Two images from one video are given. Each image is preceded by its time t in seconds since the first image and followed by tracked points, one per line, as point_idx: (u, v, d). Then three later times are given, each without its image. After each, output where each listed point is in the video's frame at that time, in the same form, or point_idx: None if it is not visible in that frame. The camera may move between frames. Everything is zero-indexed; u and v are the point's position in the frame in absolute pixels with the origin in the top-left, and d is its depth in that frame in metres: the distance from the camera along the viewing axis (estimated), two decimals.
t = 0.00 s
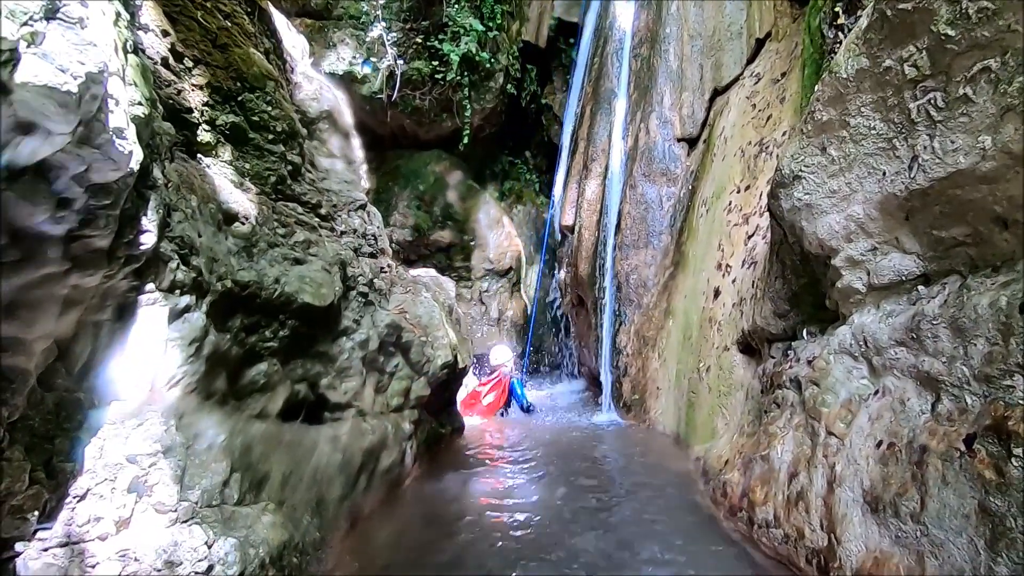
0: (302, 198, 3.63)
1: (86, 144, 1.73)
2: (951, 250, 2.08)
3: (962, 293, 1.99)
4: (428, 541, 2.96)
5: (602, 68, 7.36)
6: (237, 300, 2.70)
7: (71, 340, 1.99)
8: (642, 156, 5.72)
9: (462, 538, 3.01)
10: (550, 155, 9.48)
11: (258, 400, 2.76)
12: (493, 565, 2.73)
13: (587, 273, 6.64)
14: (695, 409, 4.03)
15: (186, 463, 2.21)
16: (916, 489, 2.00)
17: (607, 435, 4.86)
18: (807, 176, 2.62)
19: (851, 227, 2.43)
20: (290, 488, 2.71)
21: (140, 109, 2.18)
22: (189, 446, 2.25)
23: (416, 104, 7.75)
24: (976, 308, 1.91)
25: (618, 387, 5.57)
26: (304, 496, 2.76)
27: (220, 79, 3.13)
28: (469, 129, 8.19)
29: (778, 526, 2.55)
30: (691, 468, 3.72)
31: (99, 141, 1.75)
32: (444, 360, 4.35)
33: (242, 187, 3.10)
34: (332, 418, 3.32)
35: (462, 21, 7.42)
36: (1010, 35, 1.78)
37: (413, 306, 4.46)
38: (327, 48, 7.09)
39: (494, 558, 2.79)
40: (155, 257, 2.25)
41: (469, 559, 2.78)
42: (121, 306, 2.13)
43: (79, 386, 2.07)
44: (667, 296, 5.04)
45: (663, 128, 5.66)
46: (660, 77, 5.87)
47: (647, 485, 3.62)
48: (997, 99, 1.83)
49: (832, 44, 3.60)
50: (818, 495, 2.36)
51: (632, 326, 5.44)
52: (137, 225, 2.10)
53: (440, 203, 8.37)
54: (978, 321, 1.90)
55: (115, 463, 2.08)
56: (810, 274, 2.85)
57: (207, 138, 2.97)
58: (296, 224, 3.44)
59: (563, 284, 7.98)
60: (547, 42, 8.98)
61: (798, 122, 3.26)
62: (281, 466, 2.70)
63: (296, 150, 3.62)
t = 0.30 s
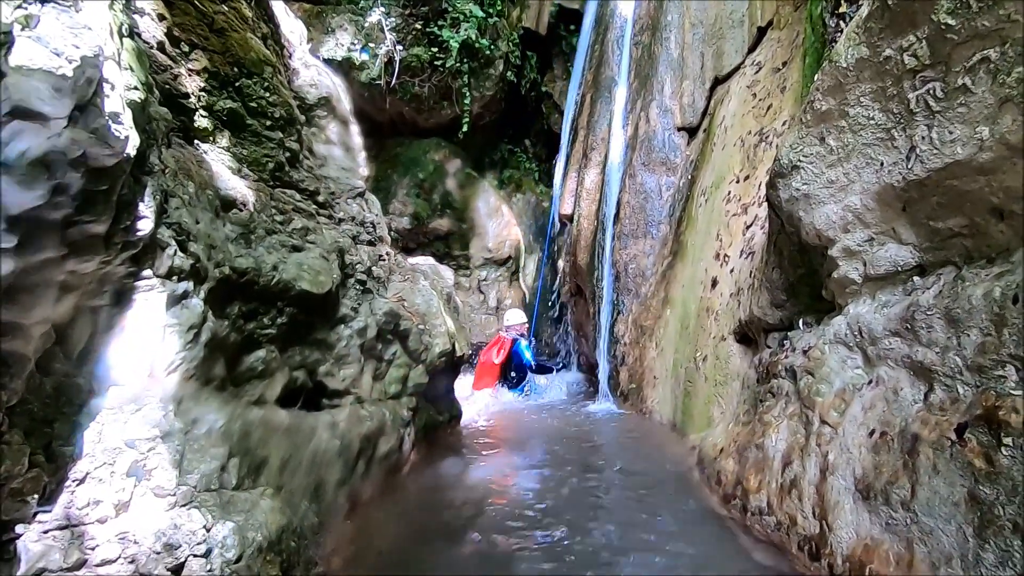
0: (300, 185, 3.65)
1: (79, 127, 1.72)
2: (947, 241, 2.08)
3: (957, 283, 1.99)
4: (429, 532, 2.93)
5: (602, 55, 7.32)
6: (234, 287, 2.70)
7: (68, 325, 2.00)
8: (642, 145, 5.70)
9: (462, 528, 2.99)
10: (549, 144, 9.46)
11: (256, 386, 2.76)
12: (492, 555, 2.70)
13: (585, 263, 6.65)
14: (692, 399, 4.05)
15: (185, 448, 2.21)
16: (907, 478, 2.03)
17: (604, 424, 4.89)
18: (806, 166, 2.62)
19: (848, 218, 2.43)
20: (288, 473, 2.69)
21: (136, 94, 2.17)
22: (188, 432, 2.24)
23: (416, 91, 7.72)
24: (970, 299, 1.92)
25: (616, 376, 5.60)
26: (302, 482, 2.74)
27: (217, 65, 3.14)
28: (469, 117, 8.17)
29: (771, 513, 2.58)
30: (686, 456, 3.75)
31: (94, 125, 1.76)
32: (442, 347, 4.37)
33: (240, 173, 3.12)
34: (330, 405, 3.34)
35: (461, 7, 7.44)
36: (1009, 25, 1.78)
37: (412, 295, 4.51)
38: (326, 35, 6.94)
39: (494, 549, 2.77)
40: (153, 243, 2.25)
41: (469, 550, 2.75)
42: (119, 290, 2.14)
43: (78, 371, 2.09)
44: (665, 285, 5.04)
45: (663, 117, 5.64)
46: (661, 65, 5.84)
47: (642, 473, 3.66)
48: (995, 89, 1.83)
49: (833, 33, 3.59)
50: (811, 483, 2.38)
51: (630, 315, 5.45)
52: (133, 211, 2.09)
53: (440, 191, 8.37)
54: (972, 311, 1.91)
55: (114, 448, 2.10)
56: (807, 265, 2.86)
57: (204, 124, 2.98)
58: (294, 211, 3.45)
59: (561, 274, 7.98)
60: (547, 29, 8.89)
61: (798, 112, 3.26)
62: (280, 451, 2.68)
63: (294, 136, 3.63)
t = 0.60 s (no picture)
0: (293, 172, 3.65)
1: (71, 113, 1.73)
2: (932, 235, 2.12)
3: (941, 277, 2.02)
4: (422, 529, 2.89)
5: (599, 46, 7.31)
6: (228, 275, 2.71)
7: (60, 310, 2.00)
8: (637, 137, 5.77)
9: (454, 522, 2.96)
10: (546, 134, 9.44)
11: (249, 373, 2.77)
12: (486, 550, 2.67)
13: (580, 253, 6.69)
14: (682, 389, 4.09)
15: (178, 433, 2.22)
16: (887, 466, 2.06)
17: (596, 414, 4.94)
18: (797, 159, 2.63)
19: (837, 211, 2.45)
20: (281, 459, 2.68)
21: (127, 80, 2.16)
22: (181, 418, 2.26)
23: (411, 80, 7.70)
24: (952, 292, 1.95)
25: (608, 366, 5.64)
26: (295, 468, 2.74)
27: (210, 50, 3.14)
28: (464, 106, 8.16)
29: (757, 501, 2.62)
30: (675, 446, 3.79)
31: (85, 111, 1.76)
32: (435, 337, 4.39)
33: (232, 160, 3.13)
34: (323, 392, 3.36)
35: None
36: (996, 21, 1.79)
37: (404, 284, 4.49)
38: (320, 20, 6.97)
39: (485, 544, 2.73)
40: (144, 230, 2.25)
41: (460, 547, 2.71)
42: (110, 277, 2.14)
43: (70, 355, 2.09)
44: (658, 276, 5.06)
45: (659, 108, 5.68)
46: (657, 57, 5.88)
47: (632, 462, 3.70)
48: (981, 85, 1.84)
49: (828, 26, 3.60)
50: (796, 471, 2.42)
51: (623, 306, 5.49)
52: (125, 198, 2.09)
53: (435, 180, 8.36)
54: (954, 304, 1.94)
55: (107, 432, 2.10)
56: (797, 257, 2.89)
57: (196, 111, 2.98)
58: (287, 199, 3.46)
59: (556, 264, 8.00)
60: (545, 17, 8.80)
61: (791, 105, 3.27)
62: (273, 438, 2.67)
63: (287, 124, 3.64)
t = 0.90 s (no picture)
0: (290, 160, 3.67)
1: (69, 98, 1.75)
2: (921, 228, 2.16)
3: (928, 269, 2.06)
4: (416, 526, 2.84)
5: (597, 38, 7.31)
6: (224, 263, 2.72)
7: (59, 296, 2.01)
8: (634, 129, 5.82)
9: (449, 517, 2.92)
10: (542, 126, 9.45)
11: (246, 360, 2.79)
12: (479, 539, 2.69)
13: (575, 245, 6.72)
14: (675, 381, 4.13)
15: (176, 418, 2.23)
16: (873, 455, 2.11)
17: (590, 406, 4.98)
18: (790, 152, 2.66)
19: (828, 204, 2.48)
20: (277, 445, 2.69)
21: (124, 66, 2.17)
22: (179, 403, 2.26)
23: (408, 70, 7.70)
24: (938, 284, 1.99)
25: (602, 358, 5.68)
26: (291, 454, 2.75)
27: (206, 38, 3.18)
28: (461, 96, 8.17)
29: (747, 489, 2.67)
30: (668, 436, 3.84)
31: (83, 96, 1.77)
32: (431, 327, 4.41)
33: (229, 148, 3.15)
34: (319, 381, 3.38)
35: None
36: (986, 18, 1.81)
37: (400, 274, 4.52)
38: (318, 9, 6.83)
39: (477, 543, 2.67)
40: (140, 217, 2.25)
41: (453, 546, 2.65)
42: (109, 262, 2.14)
43: (68, 340, 2.09)
44: (653, 269, 5.09)
45: (655, 101, 5.71)
46: (654, 49, 5.88)
47: (625, 451, 3.75)
48: (971, 80, 1.87)
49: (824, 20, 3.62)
50: (785, 460, 2.47)
51: (618, 298, 5.52)
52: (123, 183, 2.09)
53: (431, 171, 8.34)
54: (940, 296, 1.97)
55: (105, 416, 2.11)
56: (789, 250, 2.92)
57: (194, 98, 3.00)
58: (284, 187, 3.48)
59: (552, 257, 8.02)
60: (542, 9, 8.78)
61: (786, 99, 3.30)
62: (269, 424, 2.67)
63: (284, 112, 3.68)
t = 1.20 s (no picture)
0: (291, 149, 3.68)
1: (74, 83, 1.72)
2: (921, 223, 2.18)
3: (928, 264, 2.08)
4: (417, 525, 2.77)
5: (599, 30, 7.30)
6: (225, 251, 2.72)
7: (63, 281, 2.02)
8: (635, 122, 5.82)
9: (451, 514, 2.86)
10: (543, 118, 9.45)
11: (247, 347, 2.80)
12: (479, 528, 2.72)
13: (575, 238, 6.73)
14: (674, 373, 4.16)
15: (179, 404, 2.24)
16: (871, 446, 2.14)
17: (588, 397, 5.01)
18: (793, 147, 2.65)
19: (830, 199, 2.50)
20: (280, 431, 2.63)
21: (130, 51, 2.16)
22: (183, 389, 2.26)
23: (408, 60, 7.69)
24: (938, 279, 2.01)
25: (601, 350, 5.71)
26: (293, 440, 2.69)
27: (208, 24, 3.17)
28: (462, 87, 8.17)
29: (744, 480, 2.69)
30: (665, 428, 3.87)
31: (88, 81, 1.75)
32: (430, 318, 4.42)
33: (231, 135, 3.16)
34: (319, 369, 3.40)
35: None
36: (990, 14, 1.83)
37: (400, 264, 4.54)
38: None
39: (479, 543, 2.61)
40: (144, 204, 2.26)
41: (455, 547, 2.58)
42: (114, 248, 2.15)
43: (71, 326, 2.10)
44: (652, 262, 5.11)
45: (657, 94, 5.71)
46: (657, 41, 5.87)
47: (623, 443, 3.77)
48: (975, 77, 1.89)
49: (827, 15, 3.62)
50: (783, 451, 2.49)
51: (617, 291, 5.54)
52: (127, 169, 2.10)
53: (431, 161, 8.34)
54: (940, 291, 1.99)
55: (110, 401, 2.13)
56: (789, 244, 2.94)
57: (196, 85, 3.01)
58: (285, 175, 3.48)
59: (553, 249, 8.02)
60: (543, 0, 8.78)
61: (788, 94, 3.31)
62: (272, 409, 2.63)
63: (286, 100, 3.67)
